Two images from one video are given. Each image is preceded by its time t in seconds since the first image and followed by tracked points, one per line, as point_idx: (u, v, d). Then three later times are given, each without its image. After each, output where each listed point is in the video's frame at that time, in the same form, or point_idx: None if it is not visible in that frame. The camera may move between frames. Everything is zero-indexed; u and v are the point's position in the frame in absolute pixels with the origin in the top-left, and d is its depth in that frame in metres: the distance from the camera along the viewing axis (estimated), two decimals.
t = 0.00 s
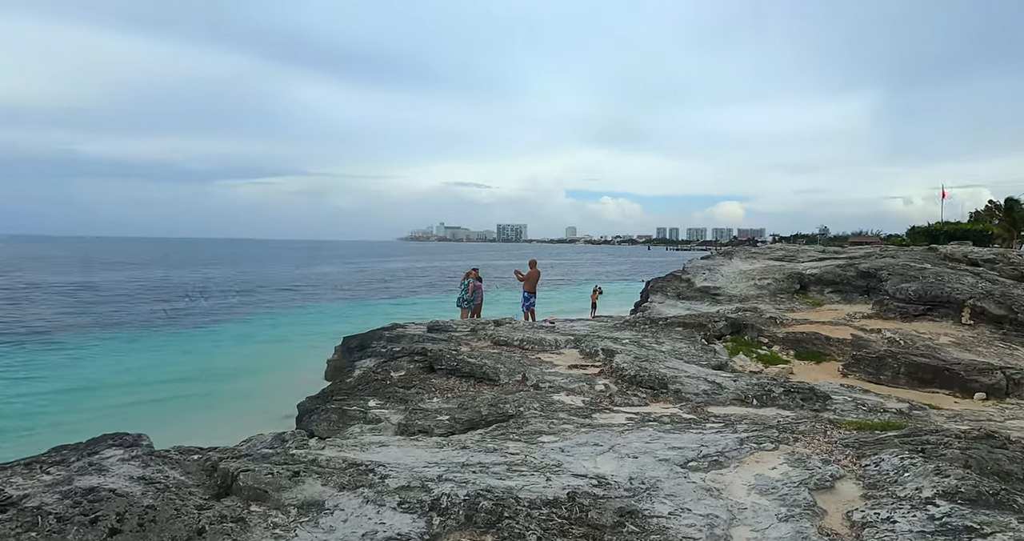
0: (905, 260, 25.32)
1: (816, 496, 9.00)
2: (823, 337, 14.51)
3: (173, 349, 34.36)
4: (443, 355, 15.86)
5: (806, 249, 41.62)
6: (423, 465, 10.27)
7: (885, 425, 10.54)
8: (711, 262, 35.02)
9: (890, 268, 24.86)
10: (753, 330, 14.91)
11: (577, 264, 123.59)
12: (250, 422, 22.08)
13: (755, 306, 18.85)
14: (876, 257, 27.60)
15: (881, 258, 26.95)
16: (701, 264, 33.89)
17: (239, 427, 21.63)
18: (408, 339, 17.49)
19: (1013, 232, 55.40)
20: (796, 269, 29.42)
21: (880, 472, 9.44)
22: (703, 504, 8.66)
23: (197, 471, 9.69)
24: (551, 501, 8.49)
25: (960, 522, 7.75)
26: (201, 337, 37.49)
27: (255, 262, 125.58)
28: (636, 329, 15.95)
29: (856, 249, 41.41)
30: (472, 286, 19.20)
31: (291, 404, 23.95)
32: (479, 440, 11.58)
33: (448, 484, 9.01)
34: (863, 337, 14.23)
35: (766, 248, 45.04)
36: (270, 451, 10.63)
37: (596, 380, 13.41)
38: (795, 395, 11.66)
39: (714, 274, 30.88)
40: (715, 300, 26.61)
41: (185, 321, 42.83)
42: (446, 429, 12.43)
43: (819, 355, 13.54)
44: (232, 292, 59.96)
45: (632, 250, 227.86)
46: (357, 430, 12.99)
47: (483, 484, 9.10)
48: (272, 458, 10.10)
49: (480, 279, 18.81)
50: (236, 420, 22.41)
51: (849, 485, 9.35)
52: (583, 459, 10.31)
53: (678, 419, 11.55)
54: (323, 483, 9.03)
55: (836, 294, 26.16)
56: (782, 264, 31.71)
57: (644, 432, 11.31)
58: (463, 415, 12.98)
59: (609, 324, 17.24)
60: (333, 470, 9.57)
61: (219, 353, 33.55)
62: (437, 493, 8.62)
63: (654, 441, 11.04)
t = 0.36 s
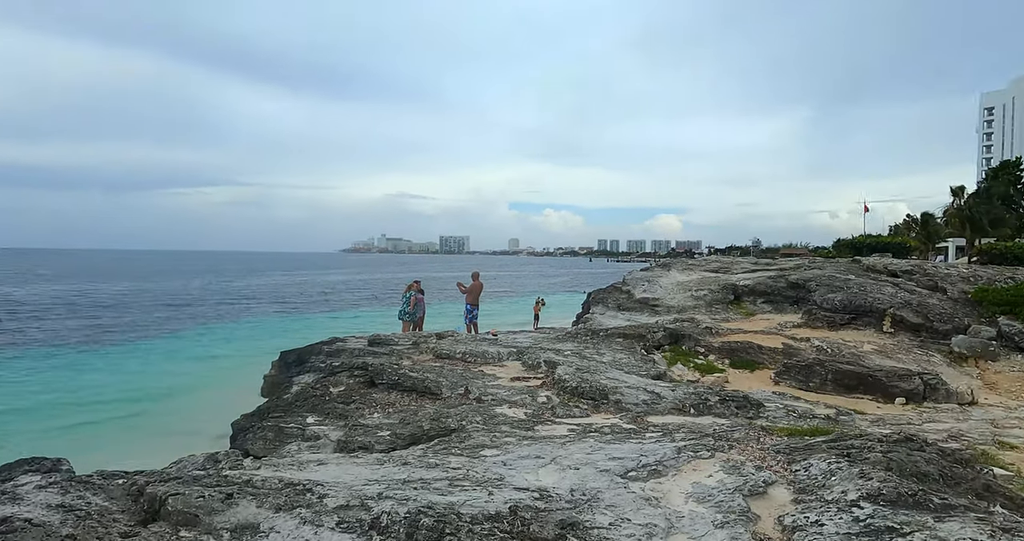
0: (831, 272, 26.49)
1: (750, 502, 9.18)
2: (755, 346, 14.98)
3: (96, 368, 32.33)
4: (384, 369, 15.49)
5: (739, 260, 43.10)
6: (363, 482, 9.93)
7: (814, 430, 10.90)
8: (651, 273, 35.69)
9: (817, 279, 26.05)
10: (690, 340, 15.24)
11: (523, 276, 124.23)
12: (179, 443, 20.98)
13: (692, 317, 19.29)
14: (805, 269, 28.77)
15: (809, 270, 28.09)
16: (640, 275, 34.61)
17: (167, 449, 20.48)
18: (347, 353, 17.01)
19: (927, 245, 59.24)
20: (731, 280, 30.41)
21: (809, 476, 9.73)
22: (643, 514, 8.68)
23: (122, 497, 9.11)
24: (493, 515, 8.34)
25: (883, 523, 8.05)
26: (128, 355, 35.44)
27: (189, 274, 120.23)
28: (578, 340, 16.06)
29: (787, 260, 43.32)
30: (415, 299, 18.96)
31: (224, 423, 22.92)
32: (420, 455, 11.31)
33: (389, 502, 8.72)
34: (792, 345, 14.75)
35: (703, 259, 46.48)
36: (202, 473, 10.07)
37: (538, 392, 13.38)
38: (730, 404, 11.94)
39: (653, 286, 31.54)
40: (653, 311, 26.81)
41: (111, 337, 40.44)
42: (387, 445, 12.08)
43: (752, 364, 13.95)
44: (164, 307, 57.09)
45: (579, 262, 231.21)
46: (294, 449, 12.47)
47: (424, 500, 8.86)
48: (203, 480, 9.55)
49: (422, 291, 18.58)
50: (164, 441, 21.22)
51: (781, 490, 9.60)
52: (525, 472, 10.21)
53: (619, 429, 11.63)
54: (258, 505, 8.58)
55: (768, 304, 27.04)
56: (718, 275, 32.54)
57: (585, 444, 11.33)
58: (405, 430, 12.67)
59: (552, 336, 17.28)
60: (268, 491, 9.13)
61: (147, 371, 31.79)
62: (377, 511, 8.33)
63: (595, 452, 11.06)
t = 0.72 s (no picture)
0: (761, 285, 27.37)
1: (685, 512, 9.30)
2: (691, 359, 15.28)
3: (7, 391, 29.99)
4: (321, 387, 15.00)
5: (675, 274, 44.29)
6: (296, 505, 9.52)
7: (745, 439, 11.20)
8: (590, 286, 36.02)
9: (749, 292, 26.20)
10: (629, 353, 15.42)
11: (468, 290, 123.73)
12: (99, 469, 19.67)
13: (630, 330, 19.56)
14: (737, 282, 29.57)
15: (741, 283, 28.85)
16: (580, 290, 34.82)
17: (85, 475, 19.18)
18: (283, 371, 16.41)
19: (849, 260, 62.53)
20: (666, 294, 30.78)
21: (741, 485, 9.96)
22: (581, 528, 8.65)
23: (34, 529, 8.50)
24: (431, 534, 8.12)
25: (809, 529, 8.29)
26: (44, 376, 33.09)
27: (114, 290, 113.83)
28: (518, 355, 16.01)
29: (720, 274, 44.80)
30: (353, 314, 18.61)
31: (150, 446, 21.67)
32: (357, 475, 10.95)
33: (323, 525, 8.38)
34: (725, 357, 15.13)
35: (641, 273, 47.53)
36: (122, 501, 9.44)
37: (478, 408, 13.23)
38: (667, 415, 12.12)
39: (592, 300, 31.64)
40: (593, 325, 27.25)
41: (25, 358, 37.66)
42: (323, 465, 11.65)
43: (688, 376, 14.21)
44: (85, 325, 53.71)
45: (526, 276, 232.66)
46: (225, 471, 11.87)
47: (361, 522, 8.56)
48: (124, 508, 8.95)
49: (361, 306, 18.23)
50: (82, 467, 19.86)
51: (714, 499, 9.77)
52: (464, 489, 10.03)
53: (558, 443, 11.61)
54: (183, 533, 8.07)
55: (703, 318, 26.96)
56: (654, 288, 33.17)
57: (525, 459, 11.24)
58: (342, 450, 12.24)
59: (492, 351, 17.19)
60: (195, 517, 8.62)
61: (65, 393, 29.74)
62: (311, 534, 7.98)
63: (535, 466, 10.99)
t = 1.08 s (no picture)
0: (690, 298, 27.76)
1: (613, 526, 9.33)
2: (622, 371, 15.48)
3: None
4: (246, 406, 14.38)
5: (607, 286, 45.01)
6: (212, 532, 9.01)
7: (672, 450, 11.40)
8: (524, 299, 35.95)
9: (677, 305, 26.59)
10: (562, 367, 15.50)
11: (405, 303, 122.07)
12: None
13: (563, 344, 19.66)
14: (665, 295, 29.80)
15: (670, 296, 28.94)
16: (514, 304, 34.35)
17: None
18: (205, 390, 15.66)
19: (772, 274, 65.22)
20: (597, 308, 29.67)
21: (667, 496, 10.11)
22: None
23: None
24: None
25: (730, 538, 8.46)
26: None
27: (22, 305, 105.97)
28: (452, 370, 15.86)
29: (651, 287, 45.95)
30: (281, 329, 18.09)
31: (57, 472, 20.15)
32: (281, 498, 10.47)
33: None
34: (655, 369, 15.41)
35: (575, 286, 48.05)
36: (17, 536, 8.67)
37: (410, 424, 12.98)
38: (597, 428, 12.21)
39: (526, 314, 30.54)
40: (526, 339, 26.61)
41: None
42: (246, 488, 11.09)
43: (619, 389, 14.39)
44: None
45: (470, 288, 231.88)
46: (138, 499, 11.13)
47: None
48: None
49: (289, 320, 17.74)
50: None
51: (641, 511, 9.86)
52: (392, 509, 9.75)
53: (490, 458, 11.50)
54: None
55: (633, 330, 26.94)
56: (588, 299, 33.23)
57: (456, 476, 11.07)
58: (266, 471, 11.70)
59: (425, 366, 16.97)
60: None
61: None
62: None
63: (465, 483, 10.82)
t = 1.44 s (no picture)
0: (625, 307, 26.46)
1: (546, 537, 9.24)
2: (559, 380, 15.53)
3: None
4: (169, 423, 13.68)
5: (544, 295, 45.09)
6: None
7: (607, 459, 11.48)
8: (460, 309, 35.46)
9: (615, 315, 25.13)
10: (500, 377, 15.44)
11: (344, 313, 119.11)
12: None
13: (501, 354, 19.55)
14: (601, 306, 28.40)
15: (608, 306, 27.70)
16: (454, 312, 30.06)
17: None
18: (124, 407, 14.81)
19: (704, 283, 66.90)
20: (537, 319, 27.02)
21: (600, 505, 10.13)
22: None
23: None
24: None
25: None
26: None
27: None
28: (387, 382, 15.59)
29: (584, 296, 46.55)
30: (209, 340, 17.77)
31: None
32: (203, 519, 9.85)
33: None
34: (591, 378, 15.52)
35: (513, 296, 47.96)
36: None
37: (343, 439, 12.65)
38: (533, 438, 12.19)
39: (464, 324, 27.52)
40: (465, 348, 24.04)
41: None
42: (165, 510, 10.36)
43: (556, 398, 14.42)
44: None
45: (416, 296, 229.22)
46: (45, 525, 10.29)
47: None
48: None
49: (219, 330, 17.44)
50: None
51: (574, 521, 9.83)
52: (320, 527, 9.34)
53: (425, 472, 11.27)
54: None
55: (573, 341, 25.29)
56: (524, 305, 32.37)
57: (389, 490, 10.77)
58: (188, 491, 10.98)
59: (361, 378, 16.64)
60: None
61: None
62: None
63: (398, 498, 10.54)
